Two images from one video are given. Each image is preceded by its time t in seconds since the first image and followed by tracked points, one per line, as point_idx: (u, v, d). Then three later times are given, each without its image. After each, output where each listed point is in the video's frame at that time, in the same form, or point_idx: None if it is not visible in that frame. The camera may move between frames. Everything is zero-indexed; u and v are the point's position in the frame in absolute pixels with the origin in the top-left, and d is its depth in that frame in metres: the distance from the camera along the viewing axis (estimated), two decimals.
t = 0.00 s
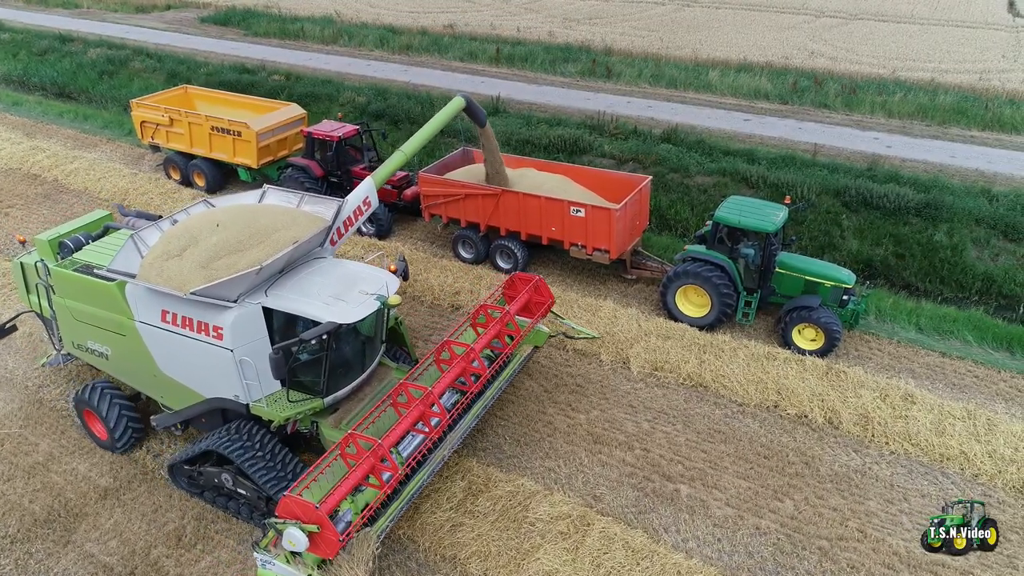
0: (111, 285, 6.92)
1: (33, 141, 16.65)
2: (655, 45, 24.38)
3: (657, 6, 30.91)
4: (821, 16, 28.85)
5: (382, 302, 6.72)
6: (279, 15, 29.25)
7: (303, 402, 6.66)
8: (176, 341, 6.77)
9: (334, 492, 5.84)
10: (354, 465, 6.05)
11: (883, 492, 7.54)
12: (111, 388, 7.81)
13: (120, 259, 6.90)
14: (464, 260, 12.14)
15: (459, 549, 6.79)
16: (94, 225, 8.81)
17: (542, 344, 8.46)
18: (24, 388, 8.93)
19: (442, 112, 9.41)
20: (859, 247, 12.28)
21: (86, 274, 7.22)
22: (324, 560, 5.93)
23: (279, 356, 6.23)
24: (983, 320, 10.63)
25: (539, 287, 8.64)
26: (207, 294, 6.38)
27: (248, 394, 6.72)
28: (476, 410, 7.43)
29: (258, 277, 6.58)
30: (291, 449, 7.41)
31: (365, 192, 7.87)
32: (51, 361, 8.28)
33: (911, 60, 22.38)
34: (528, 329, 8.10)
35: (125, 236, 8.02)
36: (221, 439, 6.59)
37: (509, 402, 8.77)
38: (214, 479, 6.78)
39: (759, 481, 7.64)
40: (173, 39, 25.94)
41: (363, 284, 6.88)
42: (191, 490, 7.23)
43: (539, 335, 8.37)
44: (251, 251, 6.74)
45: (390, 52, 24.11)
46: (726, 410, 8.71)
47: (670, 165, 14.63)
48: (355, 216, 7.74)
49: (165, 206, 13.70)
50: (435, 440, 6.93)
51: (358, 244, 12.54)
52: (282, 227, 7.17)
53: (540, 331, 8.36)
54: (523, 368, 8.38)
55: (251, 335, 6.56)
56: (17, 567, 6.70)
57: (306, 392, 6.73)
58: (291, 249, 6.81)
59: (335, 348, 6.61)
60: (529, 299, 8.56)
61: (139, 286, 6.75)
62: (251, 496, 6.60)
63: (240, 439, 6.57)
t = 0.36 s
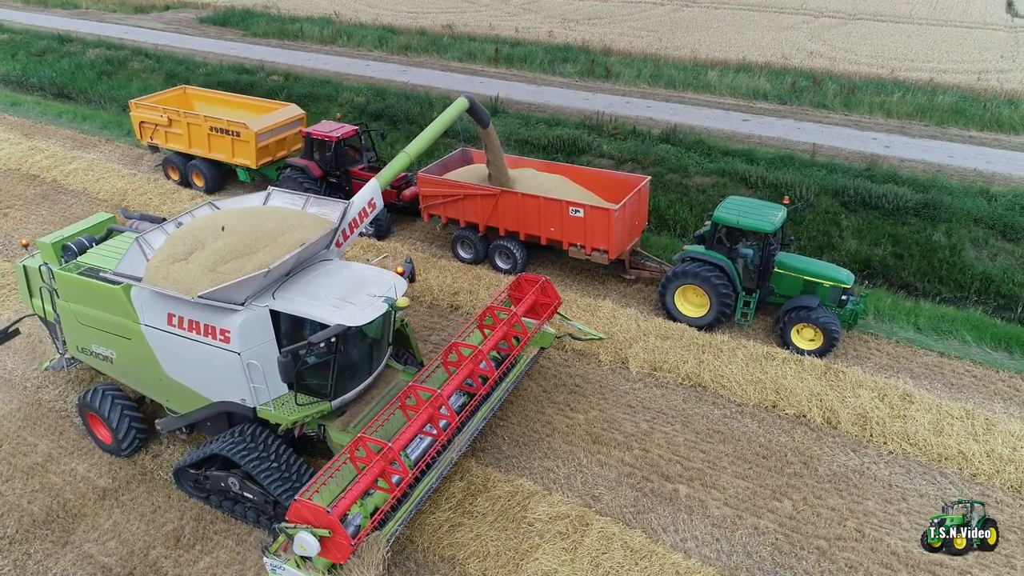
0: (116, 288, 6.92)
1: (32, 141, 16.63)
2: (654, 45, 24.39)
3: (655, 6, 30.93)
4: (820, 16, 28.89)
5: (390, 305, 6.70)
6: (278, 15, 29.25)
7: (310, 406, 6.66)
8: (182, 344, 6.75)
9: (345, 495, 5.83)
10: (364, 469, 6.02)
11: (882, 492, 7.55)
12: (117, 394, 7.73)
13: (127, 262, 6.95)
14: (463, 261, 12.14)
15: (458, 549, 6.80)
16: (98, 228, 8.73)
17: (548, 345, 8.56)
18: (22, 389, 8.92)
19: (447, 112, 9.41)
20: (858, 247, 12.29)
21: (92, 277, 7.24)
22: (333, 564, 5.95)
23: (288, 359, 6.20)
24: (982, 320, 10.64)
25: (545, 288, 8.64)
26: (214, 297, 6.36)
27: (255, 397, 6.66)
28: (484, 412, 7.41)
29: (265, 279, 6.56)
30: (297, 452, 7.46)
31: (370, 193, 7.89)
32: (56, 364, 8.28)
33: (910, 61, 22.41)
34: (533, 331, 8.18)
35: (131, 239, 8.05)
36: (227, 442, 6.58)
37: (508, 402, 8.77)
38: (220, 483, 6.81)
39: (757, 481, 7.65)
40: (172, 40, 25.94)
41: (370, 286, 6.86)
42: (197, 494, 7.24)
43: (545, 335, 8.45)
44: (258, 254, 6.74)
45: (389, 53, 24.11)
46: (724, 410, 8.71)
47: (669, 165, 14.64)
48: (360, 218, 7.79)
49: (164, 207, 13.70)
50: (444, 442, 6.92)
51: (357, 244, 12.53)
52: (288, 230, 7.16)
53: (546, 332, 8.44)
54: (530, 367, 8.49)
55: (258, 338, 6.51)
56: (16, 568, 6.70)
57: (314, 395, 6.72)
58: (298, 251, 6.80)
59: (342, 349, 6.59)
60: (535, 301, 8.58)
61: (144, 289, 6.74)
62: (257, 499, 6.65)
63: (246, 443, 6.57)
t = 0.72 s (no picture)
0: (121, 291, 6.87)
1: (30, 141, 16.62)
2: (653, 45, 24.39)
3: (655, 6, 30.93)
4: (819, 16, 28.92)
5: (399, 308, 6.69)
6: (277, 15, 29.24)
7: (319, 409, 6.63)
8: (188, 348, 6.72)
9: (357, 500, 5.80)
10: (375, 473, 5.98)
11: (880, 492, 7.56)
12: (128, 404, 7.66)
13: (133, 266, 6.91)
14: (462, 261, 12.14)
15: (456, 550, 6.80)
16: (102, 230, 8.66)
17: (555, 348, 8.52)
18: (21, 389, 8.92)
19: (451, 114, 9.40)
20: (856, 247, 12.30)
21: (97, 280, 7.23)
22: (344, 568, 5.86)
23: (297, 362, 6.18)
24: (980, 320, 10.65)
25: (552, 290, 8.65)
26: (222, 301, 6.33)
27: (263, 401, 6.63)
28: (492, 415, 7.40)
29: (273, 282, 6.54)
30: (305, 456, 7.34)
31: (376, 195, 7.79)
32: (60, 368, 8.20)
33: (908, 61, 22.44)
34: (542, 331, 8.14)
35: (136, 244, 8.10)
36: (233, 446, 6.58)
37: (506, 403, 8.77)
38: (227, 487, 6.76)
39: (756, 481, 7.66)
40: (171, 40, 25.93)
41: (378, 289, 6.85)
42: (204, 499, 7.18)
43: (552, 338, 8.43)
44: (265, 259, 6.80)
45: (388, 53, 24.12)
46: (723, 410, 8.72)
47: (667, 165, 14.65)
48: (366, 220, 7.70)
49: (163, 207, 13.70)
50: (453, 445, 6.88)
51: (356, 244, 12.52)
52: (294, 234, 7.20)
53: (553, 335, 8.41)
54: (537, 370, 8.50)
55: (266, 342, 6.47)
56: (15, 569, 6.70)
57: (322, 399, 6.68)
58: (306, 254, 6.77)
59: (351, 353, 6.54)
60: (542, 303, 8.58)
61: (150, 292, 6.69)
62: (265, 503, 6.60)
63: (253, 447, 6.56)
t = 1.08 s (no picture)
0: (127, 296, 6.84)
1: (28, 142, 16.61)
2: (652, 45, 24.40)
3: (653, 6, 30.96)
4: (817, 16, 28.95)
5: (408, 310, 6.63)
6: (276, 15, 29.25)
7: (327, 413, 6.61)
8: (195, 352, 6.69)
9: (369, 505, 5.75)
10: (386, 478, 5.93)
11: (878, 492, 7.57)
12: (138, 416, 7.63)
13: (139, 269, 6.75)
14: (460, 261, 12.14)
15: (455, 550, 6.80)
16: (104, 233, 8.58)
17: (562, 350, 8.61)
18: (19, 390, 8.92)
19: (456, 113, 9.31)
20: (855, 247, 12.32)
21: (104, 284, 7.16)
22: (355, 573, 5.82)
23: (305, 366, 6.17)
24: (978, 320, 10.66)
25: (560, 292, 8.63)
26: (230, 304, 6.31)
27: (271, 404, 6.61)
28: (500, 419, 7.38)
29: (281, 285, 6.51)
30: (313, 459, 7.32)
31: (382, 197, 7.65)
32: (63, 372, 8.14)
33: (906, 61, 22.45)
34: (550, 334, 8.10)
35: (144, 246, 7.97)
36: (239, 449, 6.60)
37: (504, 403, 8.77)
38: (234, 491, 6.74)
39: (754, 481, 7.67)
40: (170, 40, 25.92)
41: (387, 292, 6.80)
42: (210, 503, 7.16)
43: (559, 340, 8.52)
44: (274, 262, 6.72)
45: (386, 53, 24.12)
46: (721, 410, 8.72)
47: (666, 165, 14.66)
48: (372, 221, 7.58)
49: (161, 208, 13.69)
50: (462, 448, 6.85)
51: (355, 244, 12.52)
52: (302, 236, 7.13)
53: (561, 336, 8.52)
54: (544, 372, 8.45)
55: (274, 345, 6.44)
56: (12, 569, 6.69)
57: (330, 402, 6.69)
58: (314, 257, 6.75)
59: (359, 356, 6.53)
60: (550, 305, 8.61)
61: (157, 296, 6.68)
62: (273, 507, 6.59)
63: (259, 450, 6.54)
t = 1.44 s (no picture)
0: (133, 298, 6.79)
1: (26, 142, 16.59)
2: (650, 45, 24.41)
3: (651, 6, 30.98)
4: (815, 16, 28.97)
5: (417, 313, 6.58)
6: (274, 15, 29.23)
7: (335, 416, 6.56)
8: (202, 355, 6.63)
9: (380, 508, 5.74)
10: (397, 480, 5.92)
11: (876, 490, 7.58)
12: (146, 427, 7.59)
13: (145, 271, 6.78)
14: (458, 261, 12.15)
15: (453, 550, 6.81)
16: (110, 235, 8.49)
17: (568, 350, 8.56)
18: (16, 390, 8.91)
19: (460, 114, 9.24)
20: (852, 247, 12.35)
21: (108, 287, 7.09)
22: None
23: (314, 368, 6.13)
24: (976, 320, 10.68)
25: (566, 292, 8.67)
26: (237, 306, 6.26)
27: (278, 407, 6.52)
28: (508, 421, 7.36)
29: (289, 287, 6.47)
30: (320, 462, 7.29)
31: (387, 198, 7.72)
32: (65, 375, 8.10)
33: (904, 61, 22.47)
34: (557, 335, 8.08)
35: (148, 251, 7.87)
36: (247, 452, 6.55)
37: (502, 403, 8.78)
38: (241, 495, 6.67)
39: (751, 480, 7.67)
40: (168, 41, 25.90)
41: (395, 293, 6.76)
42: (217, 507, 7.08)
43: (565, 341, 8.48)
44: (281, 263, 6.66)
45: (384, 53, 24.12)
46: (719, 410, 8.73)
47: (664, 165, 14.67)
48: (377, 223, 7.64)
49: (159, 208, 13.69)
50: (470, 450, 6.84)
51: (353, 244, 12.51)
52: (308, 237, 7.07)
53: (567, 338, 8.47)
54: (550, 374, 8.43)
55: (282, 348, 6.38)
56: (9, 570, 6.69)
57: (338, 405, 6.67)
58: (321, 259, 6.72)
59: (367, 358, 6.51)
60: (556, 306, 8.61)
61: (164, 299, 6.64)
62: (281, 511, 6.50)
63: (267, 453, 6.48)
